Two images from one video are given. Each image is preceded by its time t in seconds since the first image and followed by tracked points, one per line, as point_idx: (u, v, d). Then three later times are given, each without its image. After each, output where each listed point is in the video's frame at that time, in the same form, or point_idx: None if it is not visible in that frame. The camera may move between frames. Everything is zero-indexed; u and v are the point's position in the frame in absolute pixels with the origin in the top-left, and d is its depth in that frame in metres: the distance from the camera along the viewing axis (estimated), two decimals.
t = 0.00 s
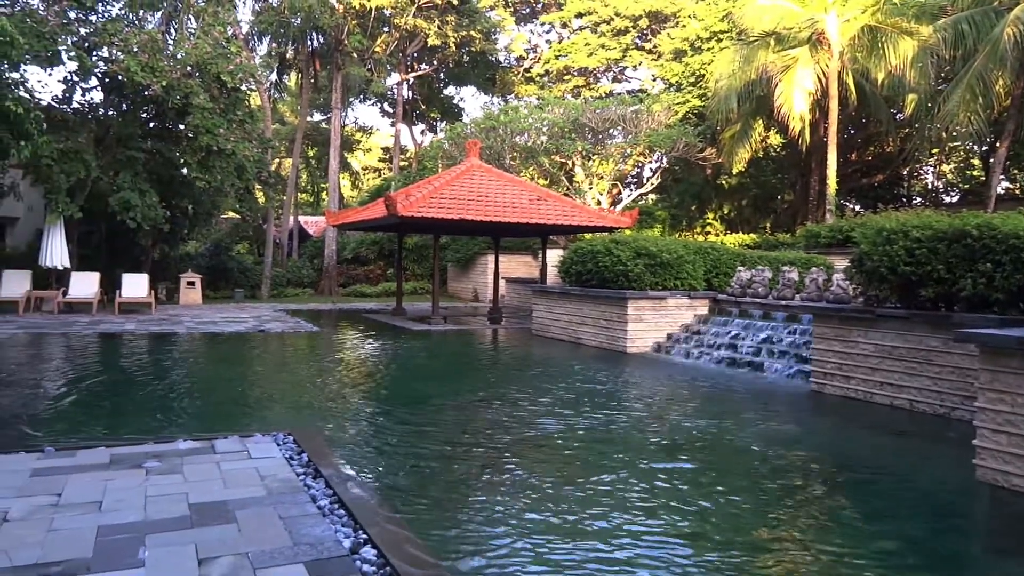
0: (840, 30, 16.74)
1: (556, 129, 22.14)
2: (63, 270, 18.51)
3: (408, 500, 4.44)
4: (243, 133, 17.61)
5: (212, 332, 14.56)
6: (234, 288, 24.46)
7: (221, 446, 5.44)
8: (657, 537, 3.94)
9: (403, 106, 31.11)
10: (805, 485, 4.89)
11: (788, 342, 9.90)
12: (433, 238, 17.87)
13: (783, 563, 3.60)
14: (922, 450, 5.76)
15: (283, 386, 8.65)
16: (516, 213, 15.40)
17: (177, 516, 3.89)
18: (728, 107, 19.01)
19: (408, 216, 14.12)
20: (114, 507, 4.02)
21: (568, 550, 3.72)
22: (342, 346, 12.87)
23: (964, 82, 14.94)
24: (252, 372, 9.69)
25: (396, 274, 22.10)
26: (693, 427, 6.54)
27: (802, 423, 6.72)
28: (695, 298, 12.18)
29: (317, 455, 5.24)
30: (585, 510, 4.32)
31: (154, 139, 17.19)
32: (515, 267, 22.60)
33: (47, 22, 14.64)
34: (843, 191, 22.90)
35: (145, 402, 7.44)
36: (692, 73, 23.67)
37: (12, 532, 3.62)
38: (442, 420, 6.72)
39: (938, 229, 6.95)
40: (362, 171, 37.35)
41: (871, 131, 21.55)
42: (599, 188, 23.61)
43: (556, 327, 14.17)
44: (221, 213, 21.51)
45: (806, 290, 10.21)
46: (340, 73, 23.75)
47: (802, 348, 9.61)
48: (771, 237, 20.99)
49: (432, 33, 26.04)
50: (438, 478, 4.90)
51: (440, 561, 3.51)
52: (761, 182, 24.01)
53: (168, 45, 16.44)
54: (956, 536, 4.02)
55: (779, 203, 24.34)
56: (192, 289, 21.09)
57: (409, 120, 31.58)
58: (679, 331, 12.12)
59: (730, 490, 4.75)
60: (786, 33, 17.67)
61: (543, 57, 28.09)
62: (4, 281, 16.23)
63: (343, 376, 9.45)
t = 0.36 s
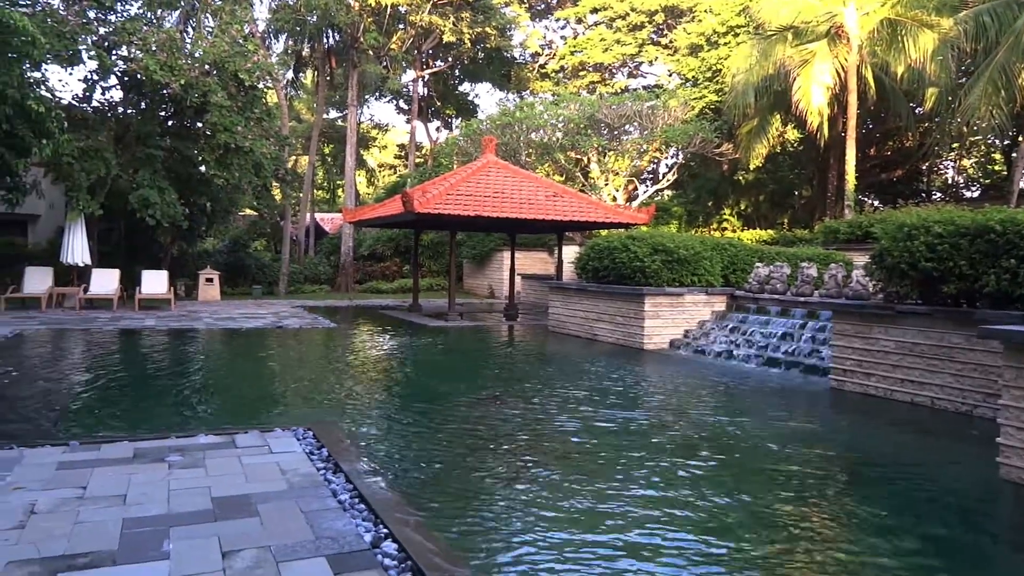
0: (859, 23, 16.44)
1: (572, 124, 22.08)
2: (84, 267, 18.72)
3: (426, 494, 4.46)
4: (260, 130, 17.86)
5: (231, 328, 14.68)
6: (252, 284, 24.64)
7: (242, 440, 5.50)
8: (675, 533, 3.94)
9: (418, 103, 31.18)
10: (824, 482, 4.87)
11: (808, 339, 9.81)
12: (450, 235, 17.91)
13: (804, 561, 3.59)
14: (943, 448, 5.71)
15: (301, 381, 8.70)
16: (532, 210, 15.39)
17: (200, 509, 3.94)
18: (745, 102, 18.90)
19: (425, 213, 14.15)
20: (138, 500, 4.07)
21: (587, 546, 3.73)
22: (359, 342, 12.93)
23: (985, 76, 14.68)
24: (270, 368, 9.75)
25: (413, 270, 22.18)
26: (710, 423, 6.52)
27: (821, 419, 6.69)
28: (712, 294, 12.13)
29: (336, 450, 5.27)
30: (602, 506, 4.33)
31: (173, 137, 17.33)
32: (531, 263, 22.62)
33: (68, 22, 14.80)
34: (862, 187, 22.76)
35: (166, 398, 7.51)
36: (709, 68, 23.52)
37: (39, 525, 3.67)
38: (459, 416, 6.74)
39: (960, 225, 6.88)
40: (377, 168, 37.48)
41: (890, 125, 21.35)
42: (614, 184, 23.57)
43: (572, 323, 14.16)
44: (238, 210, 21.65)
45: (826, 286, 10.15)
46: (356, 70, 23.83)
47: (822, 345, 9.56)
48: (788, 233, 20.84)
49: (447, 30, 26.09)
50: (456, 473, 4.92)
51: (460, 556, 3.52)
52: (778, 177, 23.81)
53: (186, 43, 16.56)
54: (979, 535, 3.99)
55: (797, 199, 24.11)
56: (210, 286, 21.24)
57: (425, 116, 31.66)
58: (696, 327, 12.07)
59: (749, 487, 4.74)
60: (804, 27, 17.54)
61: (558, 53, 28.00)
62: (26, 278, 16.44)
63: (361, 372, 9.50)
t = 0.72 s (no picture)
0: (881, 16, 16.50)
1: (590, 121, 22.01)
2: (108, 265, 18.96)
3: (448, 491, 4.48)
4: (281, 129, 17.99)
5: (252, 325, 14.80)
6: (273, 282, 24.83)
7: (266, 436, 5.55)
8: (697, 531, 3.93)
9: (437, 100, 31.25)
10: (847, 480, 4.84)
11: (831, 336, 9.74)
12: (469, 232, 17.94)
13: (828, 560, 3.57)
14: (969, 446, 5.65)
15: (322, 378, 8.76)
16: (551, 207, 15.38)
17: (225, 505, 3.98)
18: (765, 97, 18.66)
19: (444, 211, 14.19)
20: (165, 495, 4.12)
21: (609, 543, 3.73)
22: (378, 339, 13.00)
23: (1011, 70, 14.28)
24: (291, 365, 9.83)
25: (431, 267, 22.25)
26: (732, 421, 6.50)
27: (844, 417, 6.64)
28: (732, 291, 12.07)
29: (358, 447, 5.31)
30: (624, 504, 4.33)
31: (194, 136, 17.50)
32: (550, 260, 22.61)
33: (92, 23, 15.01)
34: (884, 182, 22.56)
35: (191, 394, 7.60)
36: (728, 64, 23.34)
37: (69, 519, 3.73)
38: (479, 413, 6.76)
39: (986, 221, 6.79)
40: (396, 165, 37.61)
41: (912, 120, 21.24)
42: (633, 180, 23.50)
43: (591, 320, 14.13)
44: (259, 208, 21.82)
45: (848, 282, 10.05)
46: (374, 69, 23.92)
47: (844, 342, 9.48)
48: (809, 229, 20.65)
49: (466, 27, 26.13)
50: (477, 470, 4.93)
51: (482, 553, 3.53)
52: (799, 173, 23.38)
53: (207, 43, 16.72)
54: (1005, 533, 3.96)
55: (817, 194, 23.77)
56: (232, 284, 21.40)
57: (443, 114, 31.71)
58: (716, 324, 12.01)
59: (771, 485, 4.72)
60: (825, 21, 17.40)
61: (576, 49, 27.90)
62: (52, 276, 16.68)
63: (381, 369, 9.55)
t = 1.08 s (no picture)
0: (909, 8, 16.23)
1: (612, 117, 21.90)
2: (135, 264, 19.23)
3: (473, 489, 4.50)
4: (303, 128, 18.11)
5: (276, 323, 14.94)
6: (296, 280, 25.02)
7: (292, 433, 5.60)
8: (722, 529, 3.92)
9: (458, 98, 31.27)
10: (875, 479, 4.80)
11: (856, 333, 9.63)
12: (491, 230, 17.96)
13: (855, 559, 3.55)
14: (999, 444, 5.57)
15: (345, 376, 8.82)
16: (572, 203, 15.34)
17: (253, 500, 4.03)
18: (789, 92, 18.34)
19: (465, 208, 14.21)
20: (194, 491, 4.18)
21: (634, 541, 3.73)
22: (401, 337, 13.05)
23: None
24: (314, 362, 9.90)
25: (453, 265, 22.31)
26: (756, 419, 6.46)
27: (870, 415, 6.57)
28: (756, 287, 11.98)
29: (383, 444, 5.34)
30: (649, 502, 4.32)
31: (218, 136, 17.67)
32: (571, 257, 22.56)
33: (117, 25, 15.24)
34: (911, 177, 22.29)
35: (217, 391, 7.69)
36: (751, 58, 23.10)
37: (102, 513, 3.80)
38: (502, 411, 6.76)
39: (1018, 215, 6.66)
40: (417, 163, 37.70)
41: (939, 113, 20.84)
42: (655, 176, 23.37)
43: (613, 317, 14.09)
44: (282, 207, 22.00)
45: (874, 278, 9.94)
46: (395, 67, 23.99)
47: (870, 339, 9.38)
48: (834, 224, 20.41)
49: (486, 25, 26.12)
50: (502, 468, 4.94)
51: (507, 551, 3.54)
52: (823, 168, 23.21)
53: (231, 44, 16.91)
54: None
55: (842, 189, 23.61)
56: (256, 282, 21.61)
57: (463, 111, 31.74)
58: (740, 321, 11.92)
59: (797, 484, 4.69)
60: (850, 13, 17.19)
61: (597, 45, 27.74)
62: (81, 275, 16.94)
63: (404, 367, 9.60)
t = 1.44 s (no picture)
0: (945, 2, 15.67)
1: (639, 115, 21.79)
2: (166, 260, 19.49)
3: (499, 487, 4.50)
4: (332, 126, 18.25)
5: (303, 319, 15.08)
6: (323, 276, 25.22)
7: (319, 429, 5.64)
8: (749, 533, 3.88)
9: (485, 96, 31.32)
10: (906, 484, 4.72)
11: (887, 335, 9.49)
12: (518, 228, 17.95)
13: (885, 565, 3.50)
14: None
15: (370, 372, 8.87)
16: (599, 202, 15.29)
17: (281, 494, 4.06)
18: (820, 89, 18.17)
19: (491, 206, 14.21)
20: (224, 484, 4.23)
21: (661, 544, 3.71)
22: (426, 334, 13.09)
23: None
24: (341, 358, 9.99)
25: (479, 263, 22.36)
26: (783, 421, 6.39)
27: (901, 419, 6.46)
28: (785, 287, 11.85)
29: (410, 440, 5.35)
30: (675, 504, 4.29)
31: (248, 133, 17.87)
32: (596, 256, 22.49)
33: (151, 24, 15.47)
34: (945, 176, 21.92)
35: (244, 386, 7.76)
36: (781, 56, 22.85)
37: (134, 505, 3.85)
38: (526, 409, 6.75)
39: None
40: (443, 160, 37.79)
41: (974, 112, 20.46)
42: (682, 175, 23.21)
43: (639, 316, 14.02)
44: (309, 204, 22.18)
45: (906, 280, 9.78)
46: (423, 65, 24.08)
47: (900, 341, 9.23)
48: (865, 224, 20.11)
49: (514, 23, 26.14)
50: (527, 466, 4.94)
51: (533, 550, 3.54)
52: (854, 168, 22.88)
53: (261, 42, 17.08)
54: None
55: (873, 189, 23.25)
56: (284, 278, 21.82)
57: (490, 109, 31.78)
58: (768, 321, 11.80)
59: (825, 488, 4.63)
60: (884, 11, 17.05)
61: (624, 43, 27.60)
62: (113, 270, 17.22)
63: (429, 364, 9.64)
